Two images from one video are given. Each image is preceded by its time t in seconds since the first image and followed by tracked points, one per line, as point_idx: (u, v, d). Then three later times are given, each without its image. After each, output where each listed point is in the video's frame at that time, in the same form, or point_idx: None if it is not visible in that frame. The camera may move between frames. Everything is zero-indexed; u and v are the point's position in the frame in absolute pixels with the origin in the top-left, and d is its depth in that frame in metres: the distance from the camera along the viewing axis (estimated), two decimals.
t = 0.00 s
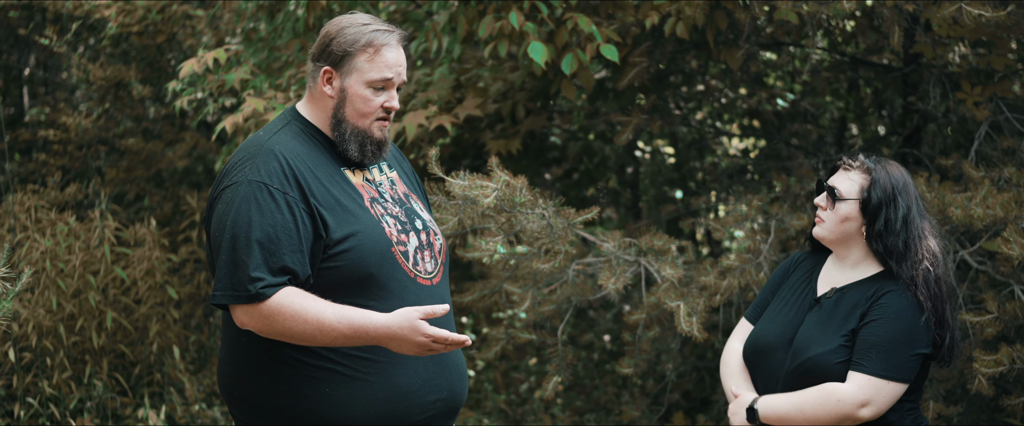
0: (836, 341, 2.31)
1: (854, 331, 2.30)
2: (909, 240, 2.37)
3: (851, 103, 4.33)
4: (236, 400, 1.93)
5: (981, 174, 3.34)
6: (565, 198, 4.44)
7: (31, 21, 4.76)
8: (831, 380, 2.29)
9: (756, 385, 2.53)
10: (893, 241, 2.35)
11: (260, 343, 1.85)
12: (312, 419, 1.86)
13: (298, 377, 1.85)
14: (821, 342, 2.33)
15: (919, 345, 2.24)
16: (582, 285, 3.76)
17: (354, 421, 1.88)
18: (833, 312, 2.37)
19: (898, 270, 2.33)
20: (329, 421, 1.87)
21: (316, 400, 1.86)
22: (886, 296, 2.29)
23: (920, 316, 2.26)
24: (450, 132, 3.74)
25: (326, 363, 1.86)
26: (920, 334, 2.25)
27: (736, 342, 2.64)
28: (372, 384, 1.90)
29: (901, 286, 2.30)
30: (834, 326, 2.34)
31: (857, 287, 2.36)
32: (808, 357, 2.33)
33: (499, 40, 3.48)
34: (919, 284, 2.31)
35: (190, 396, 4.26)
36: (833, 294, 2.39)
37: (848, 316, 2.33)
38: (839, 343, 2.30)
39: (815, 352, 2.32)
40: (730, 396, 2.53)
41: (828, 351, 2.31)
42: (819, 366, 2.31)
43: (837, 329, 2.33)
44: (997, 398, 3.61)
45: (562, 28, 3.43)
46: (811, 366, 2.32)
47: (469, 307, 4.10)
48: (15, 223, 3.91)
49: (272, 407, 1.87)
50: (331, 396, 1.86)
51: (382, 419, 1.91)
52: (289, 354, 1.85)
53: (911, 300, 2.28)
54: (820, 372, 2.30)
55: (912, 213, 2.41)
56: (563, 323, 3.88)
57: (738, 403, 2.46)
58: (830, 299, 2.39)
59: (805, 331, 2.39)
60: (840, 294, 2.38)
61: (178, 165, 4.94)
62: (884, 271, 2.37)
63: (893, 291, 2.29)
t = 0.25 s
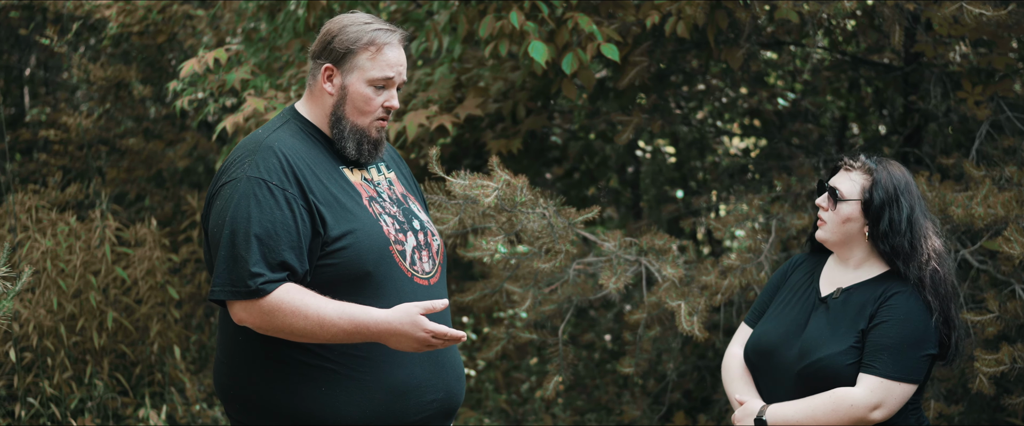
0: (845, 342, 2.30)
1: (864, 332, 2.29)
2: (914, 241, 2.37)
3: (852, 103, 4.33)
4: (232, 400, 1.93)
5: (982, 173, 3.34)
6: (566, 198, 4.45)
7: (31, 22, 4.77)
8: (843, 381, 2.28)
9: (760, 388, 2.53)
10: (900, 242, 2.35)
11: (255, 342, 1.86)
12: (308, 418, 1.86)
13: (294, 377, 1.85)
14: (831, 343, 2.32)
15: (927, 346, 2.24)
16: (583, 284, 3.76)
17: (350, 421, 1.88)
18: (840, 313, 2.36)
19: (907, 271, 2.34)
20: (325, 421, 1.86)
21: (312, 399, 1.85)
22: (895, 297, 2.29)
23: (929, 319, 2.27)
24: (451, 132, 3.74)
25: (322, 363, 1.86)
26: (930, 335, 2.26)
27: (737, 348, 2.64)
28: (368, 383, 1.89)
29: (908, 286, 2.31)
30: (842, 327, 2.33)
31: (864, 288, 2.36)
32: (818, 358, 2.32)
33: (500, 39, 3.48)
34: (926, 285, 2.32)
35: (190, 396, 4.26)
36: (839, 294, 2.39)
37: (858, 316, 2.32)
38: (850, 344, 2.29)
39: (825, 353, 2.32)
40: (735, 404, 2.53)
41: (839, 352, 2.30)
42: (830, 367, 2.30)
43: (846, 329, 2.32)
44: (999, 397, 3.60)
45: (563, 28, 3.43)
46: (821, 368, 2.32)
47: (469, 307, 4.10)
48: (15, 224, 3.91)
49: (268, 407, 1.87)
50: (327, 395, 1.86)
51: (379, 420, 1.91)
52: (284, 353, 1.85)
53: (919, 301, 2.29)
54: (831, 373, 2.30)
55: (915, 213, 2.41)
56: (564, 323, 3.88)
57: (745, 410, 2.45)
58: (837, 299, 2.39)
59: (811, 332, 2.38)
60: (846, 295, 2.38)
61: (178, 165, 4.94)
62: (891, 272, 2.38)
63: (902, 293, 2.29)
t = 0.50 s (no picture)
0: (848, 343, 2.30)
1: (867, 332, 2.29)
2: (915, 241, 2.37)
3: (853, 103, 4.33)
4: (231, 399, 1.93)
5: (982, 174, 3.34)
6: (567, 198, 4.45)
7: (33, 20, 4.77)
8: (846, 382, 2.28)
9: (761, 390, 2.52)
10: (900, 242, 2.35)
11: (254, 342, 1.86)
12: (306, 418, 1.86)
13: (292, 377, 1.85)
14: (834, 344, 2.32)
15: (929, 346, 2.25)
16: (584, 284, 3.76)
17: (348, 421, 1.87)
18: (842, 313, 2.36)
19: (909, 271, 2.34)
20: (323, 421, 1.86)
21: (309, 399, 1.85)
22: (897, 297, 2.29)
23: (932, 319, 2.28)
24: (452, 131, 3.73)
25: (320, 363, 1.86)
26: (932, 336, 2.26)
27: (736, 350, 2.63)
28: (366, 384, 1.89)
29: (910, 286, 2.31)
30: (845, 327, 2.33)
31: (866, 288, 2.36)
32: (820, 359, 2.32)
33: (501, 39, 3.48)
34: (928, 285, 2.32)
35: (191, 395, 4.26)
36: (841, 294, 2.39)
37: (861, 316, 2.32)
38: (854, 344, 2.29)
39: (828, 354, 2.31)
40: (735, 407, 2.50)
41: (841, 352, 2.29)
42: (833, 367, 2.29)
43: (849, 330, 2.32)
44: (1000, 398, 3.60)
45: (564, 27, 3.43)
46: (824, 368, 2.31)
47: (470, 307, 4.10)
48: (16, 223, 3.91)
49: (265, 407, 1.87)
50: (326, 396, 1.86)
51: (376, 420, 1.91)
52: (282, 352, 1.85)
53: (922, 301, 2.29)
54: (834, 374, 2.29)
55: (915, 213, 2.42)
56: (565, 323, 3.88)
57: (747, 413, 2.44)
58: (839, 300, 2.39)
59: (813, 333, 2.38)
60: (847, 295, 2.38)
61: (179, 164, 4.92)
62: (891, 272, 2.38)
63: (904, 293, 2.29)
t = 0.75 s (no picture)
0: (845, 343, 2.31)
1: (864, 332, 2.30)
2: (910, 243, 2.37)
3: (853, 104, 4.33)
4: (234, 400, 1.93)
5: (983, 174, 3.35)
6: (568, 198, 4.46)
7: (34, 21, 4.79)
8: (843, 382, 2.29)
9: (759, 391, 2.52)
10: (895, 243, 2.36)
11: (257, 344, 1.86)
12: (308, 420, 1.86)
13: (294, 379, 1.85)
14: (830, 345, 2.33)
15: (926, 345, 2.25)
16: (584, 285, 3.77)
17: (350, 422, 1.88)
18: (839, 313, 2.37)
19: (903, 272, 2.34)
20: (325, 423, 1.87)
21: (312, 401, 1.85)
22: (893, 296, 2.30)
23: (928, 320, 2.28)
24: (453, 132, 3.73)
25: (322, 365, 1.86)
26: (927, 336, 2.26)
27: (734, 351, 2.63)
28: (369, 386, 1.89)
29: (905, 285, 2.32)
30: (841, 327, 2.34)
31: (862, 288, 2.37)
32: (818, 359, 2.33)
33: (502, 40, 3.48)
34: (924, 284, 2.33)
35: (192, 396, 4.27)
36: (836, 294, 2.40)
37: (857, 316, 2.33)
38: (850, 344, 2.30)
39: (824, 354, 2.32)
40: (733, 409, 2.50)
41: (838, 353, 2.30)
42: (830, 368, 2.30)
43: (845, 330, 2.33)
44: (1000, 398, 3.60)
45: (565, 28, 3.43)
46: (821, 369, 2.32)
47: (471, 307, 4.10)
48: (17, 225, 3.91)
49: (268, 408, 1.88)
50: (329, 397, 1.86)
51: (379, 422, 1.91)
52: (285, 354, 1.85)
53: (918, 301, 2.30)
54: (831, 374, 2.30)
55: (910, 215, 2.42)
56: (566, 324, 3.88)
57: (745, 415, 2.44)
58: (835, 300, 2.39)
59: (810, 333, 2.39)
60: (843, 295, 2.39)
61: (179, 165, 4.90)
62: (887, 273, 2.39)
63: (900, 292, 2.30)
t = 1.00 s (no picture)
0: (841, 341, 2.31)
1: (860, 330, 2.30)
2: (905, 241, 2.38)
3: (853, 104, 4.31)
4: (236, 399, 1.93)
5: (983, 174, 3.35)
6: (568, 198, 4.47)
7: (34, 21, 4.74)
8: (839, 380, 2.29)
9: (756, 389, 2.52)
10: (890, 242, 2.36)
11: (261, 344, 1.86)
12: (311, 420, 1.86)
13: (297, 379, 1.85)
14: (826, 343, 2.33)
15: (922, 343, 2.26)
16: (584, 285, 3.76)
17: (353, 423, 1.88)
18: (835, 312, 2.37)
19: (900, 270, 2.34)
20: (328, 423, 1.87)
21: (315, 401, 1.85)
22: (889, 294, 2.30)
23: (925, 317, 2.28)
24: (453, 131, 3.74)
25: (325, 366, 1.85)
26: (925, 333, 2.27)
27: (731, 350, 2.63)
28: (371, 386, 1.89)
29: (901, 283, 2.32)
30: (837, 326, 2.34)
31: (858, 286, 2.37)
32: (814, 357, 2.33)
33: (502, 40, 3.49)
34: (921, 282, 2.33)
35: (192, 396, 4.28)
36: (833, 293, 2.40)
37: (853, 314, 2.33)
38: (846, 342, 2.30)
39: (820, 353, 2.32)
40: (730, 408, 2.50)
41: (835, 351, 2.30)
42: (826, 366, 2.30)
43: (841, 328, 2.33)
44: (1000, 398, 3.60)
45: (565, 28, 3.43)
46: (817, 367, 2.32)
47: (471, 307, 4.10)
48: (18, 224, 3.86)
49: (271, 407, 1.88)
50: (332, 398, 1.86)
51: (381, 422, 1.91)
52: (288, 355, 1.85)
53: (914, 298, 2.29)
54: (827, 372, 2.30)
55: (906, 213, 2.43)
56: (566, 323, 3.88)
57: (742, 414, 2.43)
58: (831, 299, 2.39)
59: (806, 332, 2.39)
60: (839, 293, 2.39)
61: (180, 164, 4.96)
62: (882, 271, 2.38)
63: (896, 290, 2.30)
